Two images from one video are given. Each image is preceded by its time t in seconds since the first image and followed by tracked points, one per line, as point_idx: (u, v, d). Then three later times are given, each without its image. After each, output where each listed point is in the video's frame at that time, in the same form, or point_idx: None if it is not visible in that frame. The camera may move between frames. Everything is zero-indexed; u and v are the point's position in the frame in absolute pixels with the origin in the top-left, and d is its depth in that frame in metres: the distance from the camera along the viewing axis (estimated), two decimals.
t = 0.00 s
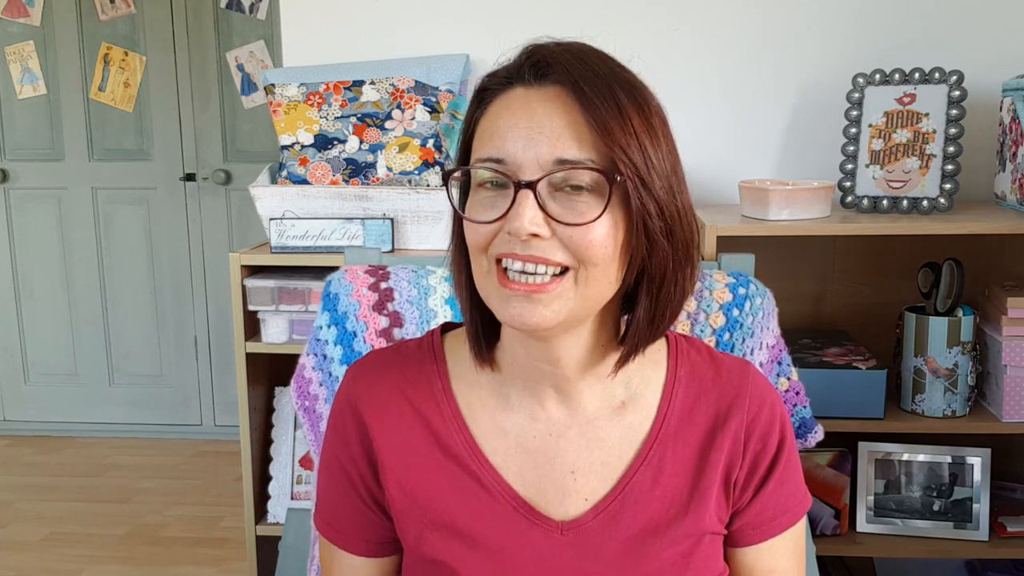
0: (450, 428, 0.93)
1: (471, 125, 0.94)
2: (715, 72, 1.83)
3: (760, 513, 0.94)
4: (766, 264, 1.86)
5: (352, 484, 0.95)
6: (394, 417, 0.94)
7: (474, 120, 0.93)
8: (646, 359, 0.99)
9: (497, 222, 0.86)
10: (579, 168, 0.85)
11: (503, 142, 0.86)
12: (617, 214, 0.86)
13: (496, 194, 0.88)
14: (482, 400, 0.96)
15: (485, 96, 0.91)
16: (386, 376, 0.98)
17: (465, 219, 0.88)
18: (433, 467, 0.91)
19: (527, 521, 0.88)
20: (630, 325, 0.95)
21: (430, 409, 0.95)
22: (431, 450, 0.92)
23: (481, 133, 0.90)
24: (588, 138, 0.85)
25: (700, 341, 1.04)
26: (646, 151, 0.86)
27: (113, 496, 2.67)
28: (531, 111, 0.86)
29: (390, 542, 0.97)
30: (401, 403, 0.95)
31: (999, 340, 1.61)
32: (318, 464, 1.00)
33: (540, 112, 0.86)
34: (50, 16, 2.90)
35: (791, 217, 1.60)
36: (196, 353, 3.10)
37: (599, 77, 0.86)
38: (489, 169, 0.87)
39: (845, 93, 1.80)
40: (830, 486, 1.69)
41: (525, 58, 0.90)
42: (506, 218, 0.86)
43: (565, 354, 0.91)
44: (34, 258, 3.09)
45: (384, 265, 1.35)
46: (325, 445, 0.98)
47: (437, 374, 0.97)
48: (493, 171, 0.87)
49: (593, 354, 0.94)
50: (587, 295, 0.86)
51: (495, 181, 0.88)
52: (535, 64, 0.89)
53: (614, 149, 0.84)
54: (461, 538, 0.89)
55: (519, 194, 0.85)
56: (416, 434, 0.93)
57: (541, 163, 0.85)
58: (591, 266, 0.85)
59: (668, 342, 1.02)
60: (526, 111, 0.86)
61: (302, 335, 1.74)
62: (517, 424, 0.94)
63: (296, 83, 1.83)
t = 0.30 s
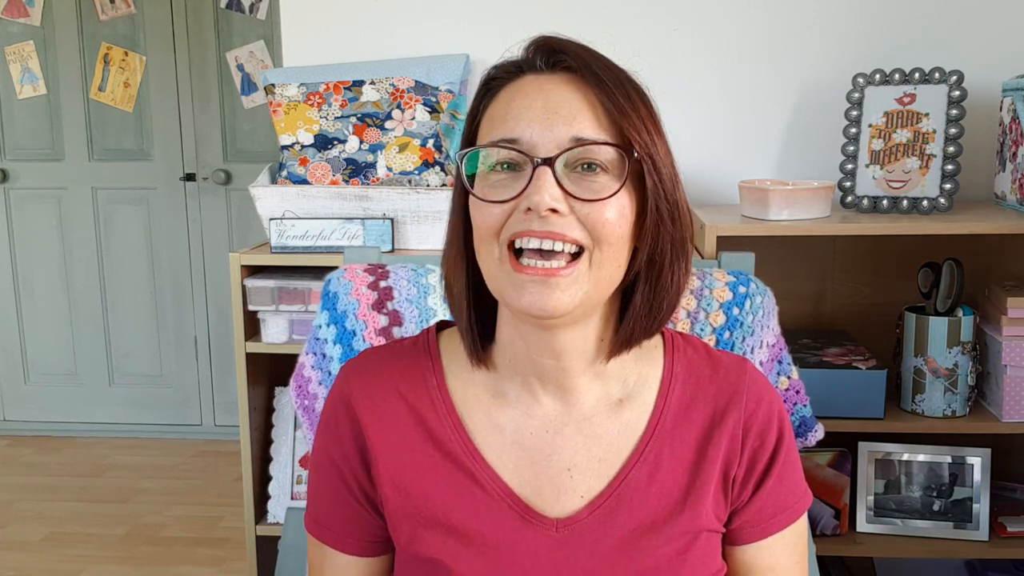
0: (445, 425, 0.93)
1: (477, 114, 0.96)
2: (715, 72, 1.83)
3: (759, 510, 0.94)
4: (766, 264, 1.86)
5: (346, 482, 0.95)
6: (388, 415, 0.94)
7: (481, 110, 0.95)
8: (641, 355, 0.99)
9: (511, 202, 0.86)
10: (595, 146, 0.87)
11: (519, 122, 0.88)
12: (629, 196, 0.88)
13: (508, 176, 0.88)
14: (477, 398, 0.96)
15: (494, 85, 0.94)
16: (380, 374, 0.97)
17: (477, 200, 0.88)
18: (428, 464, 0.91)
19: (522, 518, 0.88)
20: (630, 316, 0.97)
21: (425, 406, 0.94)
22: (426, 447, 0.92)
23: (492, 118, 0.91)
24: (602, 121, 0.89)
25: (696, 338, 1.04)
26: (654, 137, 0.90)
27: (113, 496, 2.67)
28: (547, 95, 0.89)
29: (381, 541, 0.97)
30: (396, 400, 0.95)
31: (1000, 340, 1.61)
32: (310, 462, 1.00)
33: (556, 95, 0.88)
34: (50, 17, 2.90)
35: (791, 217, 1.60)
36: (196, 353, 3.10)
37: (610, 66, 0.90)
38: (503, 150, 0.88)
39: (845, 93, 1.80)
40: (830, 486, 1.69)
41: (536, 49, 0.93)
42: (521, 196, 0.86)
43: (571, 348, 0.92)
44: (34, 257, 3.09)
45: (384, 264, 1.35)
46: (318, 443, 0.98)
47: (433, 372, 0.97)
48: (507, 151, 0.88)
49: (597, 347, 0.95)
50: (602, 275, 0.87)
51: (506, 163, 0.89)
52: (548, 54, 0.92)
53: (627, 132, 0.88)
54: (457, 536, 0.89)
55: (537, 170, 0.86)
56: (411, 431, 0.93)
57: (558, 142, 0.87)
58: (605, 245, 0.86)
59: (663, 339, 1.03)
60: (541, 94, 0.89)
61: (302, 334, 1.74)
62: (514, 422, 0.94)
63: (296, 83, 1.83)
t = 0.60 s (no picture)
0: (447, 426, 0.93)
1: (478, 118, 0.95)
2: (715, 72, 1.83)
3: (761, 512, 0.94)
4: (766, 264, 1.86)
5: (347, 483, 0.95)
6: (391, 417, 0.94)
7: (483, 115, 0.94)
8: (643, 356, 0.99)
9: (519, 213, 0.86)
10: (602, 154, 0.87)
11: (526, 132, 0.87)
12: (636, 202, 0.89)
13: (515, 185, 0.88)
14: (479, 399, 0.96)
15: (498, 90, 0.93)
16: (382, 376, 0.97)
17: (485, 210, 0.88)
18: (430, 465, 0.91)
19: (523, 519, 0.88)
20: (636, 317, 0.97)
21: (428, 409, 0.94)
22: (428, 448, 0.92)
23: (496, 125, 0.91)
24: (607, 127, 0.89)
25: (696, 339, 1.04)
26: (660, 141, 0.90)
27: (113, 496, 2.67)
28: (553, 102, 0.88)
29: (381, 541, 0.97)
30: (399, 402, 0.95)
31: (999, 340, 1.61)
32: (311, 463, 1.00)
33: (563, 103, 0.88)
34: (50, 16, 2.90)
35: (791, 217, 1.60)
36: (195, 353, 3.10)
37: (614, 70, 0.89)
38: (511, 160, 0.88)
39: (845, 93, 1.80)
40: (830, 486, 1.69)
41: (538, 53, 0.93)
42: (530, 207, 0.86)
43: (577, 347, 0.91)
44: (34, 257, 3.09)
45: (384, 264, 1.35)
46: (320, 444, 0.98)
47: (436, 374, 0.97)
48: (514, 160, 0.88)
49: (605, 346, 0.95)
50: (611, 280, 0.87)
51: (512, 172, 0.88)
52: (550, 59, 0.91)
53: (633, 138, 0.88)
54: (459, 536, 0.89)
55: (546, 181, 0.86)
56: (414, 433, 0.93)
57: (565, 151, 0.87)
58: (614, 252, 0.87)
59: (665, 339, 1.03)
60: (548, 102, 0.88)
61: (302, 334, 1.74)
62: (516, 422, 0.94)
63: (296, 83, 1.83)
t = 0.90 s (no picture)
0: (449, 419, 0.93)
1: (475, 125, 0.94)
2: (715, 72, 1.83)
3: (758, 505, 0.94)
4: (765, 265, 1.86)
5: (350, 476, 0.95)
6: (394, 411, 0.94)
7: (480, 121, 0.92)
8: (642, 352, 0.98)
9: (521, 226, 0.86)
10: (603, 166, 0.87)
11: (526, 145, 0.87)
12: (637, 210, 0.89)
13: (516, 197, 0.87)
14: (480, 392, 0.96)
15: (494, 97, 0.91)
16: (384, 371, 0.97)
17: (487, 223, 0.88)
18: (432, 458, 0.92)
19: (524, 510, 0.88)
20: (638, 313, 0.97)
21: (430, 403, 0.94)
22: (430, 442, 0.92)
23: (494, 135, 0.89)
24: (607, 136, 0.88)
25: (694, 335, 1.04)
26: (660, 146, 0.90)
27: (113, 497, 2.67)
28: (552, 113, 0.87)
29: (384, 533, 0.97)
30: (401, 396, 0.95)
31: (999, 340, 1.61)
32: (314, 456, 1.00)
33: (563, 115, 0.87)
34: (50, 16, 2.90)
35: (791, 217, 1.60)
36: (195, 353, 3.10)
37: (612, 76, 0.88)
38: (511, 173, 0.87)
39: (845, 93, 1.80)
40: (830, 486, 1.69)
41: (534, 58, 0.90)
42: (532, 221, 0.86)
43: (580, 346, 0.91)
44: (34, 257, 3.09)
45: (384, 264, 1.35)
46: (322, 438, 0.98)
47: (437, 369, 0.97)
48: (515, 174, 0.87)
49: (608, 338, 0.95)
50: (612, 287, 0.88)
51: (513, 183, 0.88)
52: (547, 65, 0.89)
53: (632, 146, 0.88)
54: (460, 526, 0.89)
55: (548, 197, 0.86)
56: (416, 426, 0.93)
57: (566, 164, 0.86)
58: (616, 261, 0.87)
59: (663, 335, 1.02)
60: (548, 112, 0.87)
61: (302, 334, 1.74)
62: (517, 415, 0.93)
63: (296, 83, 1.83)
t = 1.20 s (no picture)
0: (449, 405, 0.93)
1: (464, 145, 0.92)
2: (715, 73, 1.83)
3: (745, 490, 0.93)
4: (766, 266, 1.86)
5: (352, 461, 0.95)
6: (397, 398, 0.94)
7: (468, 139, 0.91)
8: (635, 344, 0.99)
9: (509, 246, 0.86)
10: (586, 187, 0.86)
11: (510, 171, 0.86)
12: (622, 224, 0.88)
13: (504, 218, 0.87)
14: (478, 379, 0.96)
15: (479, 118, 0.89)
16: (387, 361, 0.98)
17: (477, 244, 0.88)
18: (430, 441, 0.92)
19: (518, 489, 0.88)
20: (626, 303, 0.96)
21: (431, 391, 0.94)
22: (430, 426, 0.93)
23: (480, 158, 0.88)
24: (589, 156, 0.86)
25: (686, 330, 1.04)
26: (644, 159, 0.88)
27: (113, 497, 2.67)
28: (534, 138, 0.85)
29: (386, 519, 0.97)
30: (403, 384, 0.95)
31: (999, 340, 1.61)
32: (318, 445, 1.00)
33: (545, 139, 0.85)
34: (50, 16, 2.90)
35: (792, 217, 1.60)
36: (195, 353, 3.10)
37: (594, 95, 0.86)
38: (497, 196, 0.87)
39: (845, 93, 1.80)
40: (830, 486, 1.69)
41: (516, 79, 0.88)
42: (519, 242, 0.86)
43: (575, 338, 0.92)
44: (34, 257, 3.09)
45: (384, 266, 1.35)
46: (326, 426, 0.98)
47: (439, 360, 0.97)
48: (501, 198, 0.87)
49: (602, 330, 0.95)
50: (601, 296, 0.89)
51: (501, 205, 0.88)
52: (528, 87, 0.87)
53: (614, 166, 0.86)
54: (456, 505, 0.89)
55: (532, 220, 0.85)
56: (417, 412, 0.94)
57: (550, 187, 0.85)
58: (602, 273, 0.87)
59: (654, 331, 1.01)
60: (531, 137, 0.85)
61: (302, 334, 1.74)
62: (513, 402, 0.94)
63: (296, 83, 1.83)
